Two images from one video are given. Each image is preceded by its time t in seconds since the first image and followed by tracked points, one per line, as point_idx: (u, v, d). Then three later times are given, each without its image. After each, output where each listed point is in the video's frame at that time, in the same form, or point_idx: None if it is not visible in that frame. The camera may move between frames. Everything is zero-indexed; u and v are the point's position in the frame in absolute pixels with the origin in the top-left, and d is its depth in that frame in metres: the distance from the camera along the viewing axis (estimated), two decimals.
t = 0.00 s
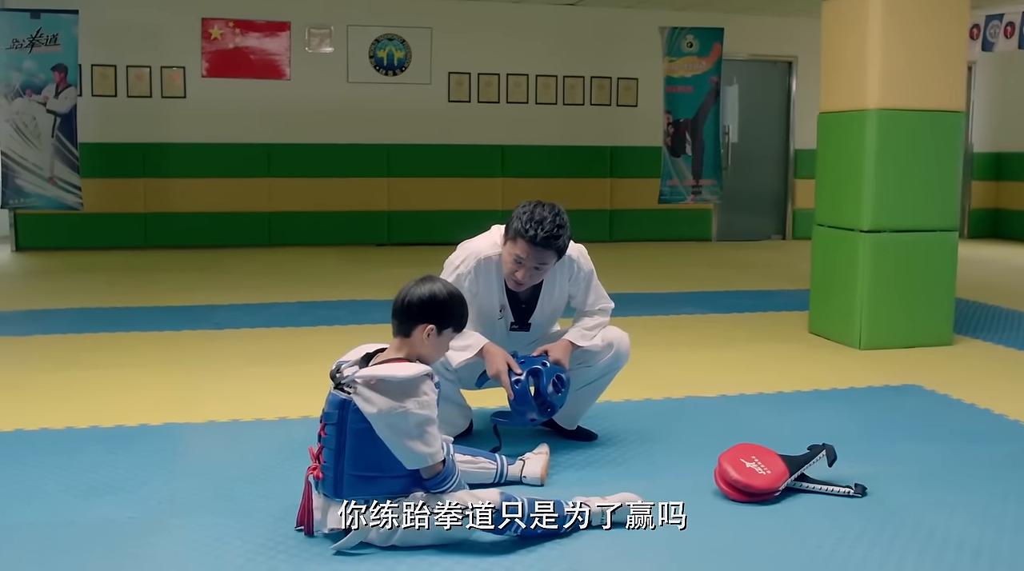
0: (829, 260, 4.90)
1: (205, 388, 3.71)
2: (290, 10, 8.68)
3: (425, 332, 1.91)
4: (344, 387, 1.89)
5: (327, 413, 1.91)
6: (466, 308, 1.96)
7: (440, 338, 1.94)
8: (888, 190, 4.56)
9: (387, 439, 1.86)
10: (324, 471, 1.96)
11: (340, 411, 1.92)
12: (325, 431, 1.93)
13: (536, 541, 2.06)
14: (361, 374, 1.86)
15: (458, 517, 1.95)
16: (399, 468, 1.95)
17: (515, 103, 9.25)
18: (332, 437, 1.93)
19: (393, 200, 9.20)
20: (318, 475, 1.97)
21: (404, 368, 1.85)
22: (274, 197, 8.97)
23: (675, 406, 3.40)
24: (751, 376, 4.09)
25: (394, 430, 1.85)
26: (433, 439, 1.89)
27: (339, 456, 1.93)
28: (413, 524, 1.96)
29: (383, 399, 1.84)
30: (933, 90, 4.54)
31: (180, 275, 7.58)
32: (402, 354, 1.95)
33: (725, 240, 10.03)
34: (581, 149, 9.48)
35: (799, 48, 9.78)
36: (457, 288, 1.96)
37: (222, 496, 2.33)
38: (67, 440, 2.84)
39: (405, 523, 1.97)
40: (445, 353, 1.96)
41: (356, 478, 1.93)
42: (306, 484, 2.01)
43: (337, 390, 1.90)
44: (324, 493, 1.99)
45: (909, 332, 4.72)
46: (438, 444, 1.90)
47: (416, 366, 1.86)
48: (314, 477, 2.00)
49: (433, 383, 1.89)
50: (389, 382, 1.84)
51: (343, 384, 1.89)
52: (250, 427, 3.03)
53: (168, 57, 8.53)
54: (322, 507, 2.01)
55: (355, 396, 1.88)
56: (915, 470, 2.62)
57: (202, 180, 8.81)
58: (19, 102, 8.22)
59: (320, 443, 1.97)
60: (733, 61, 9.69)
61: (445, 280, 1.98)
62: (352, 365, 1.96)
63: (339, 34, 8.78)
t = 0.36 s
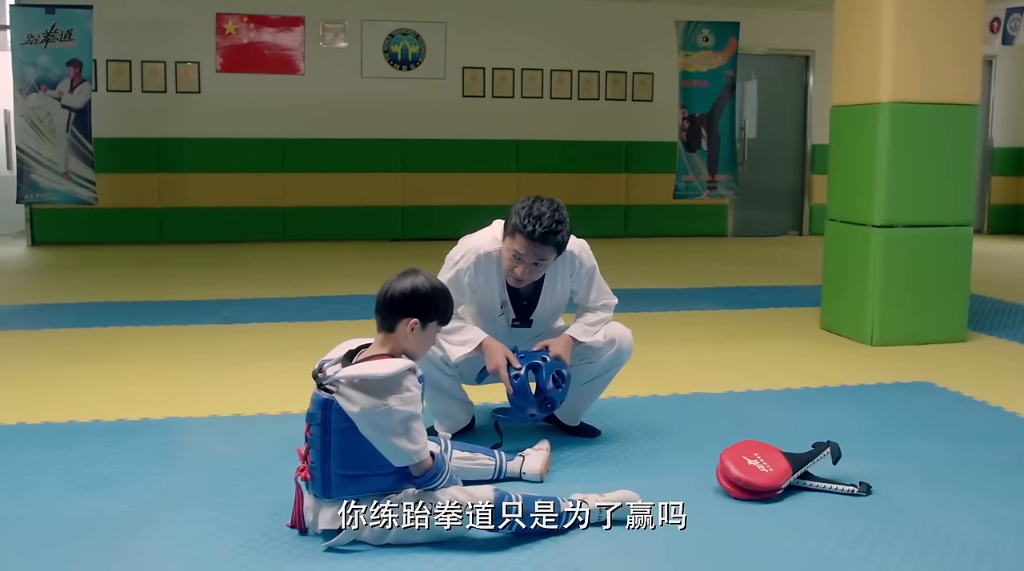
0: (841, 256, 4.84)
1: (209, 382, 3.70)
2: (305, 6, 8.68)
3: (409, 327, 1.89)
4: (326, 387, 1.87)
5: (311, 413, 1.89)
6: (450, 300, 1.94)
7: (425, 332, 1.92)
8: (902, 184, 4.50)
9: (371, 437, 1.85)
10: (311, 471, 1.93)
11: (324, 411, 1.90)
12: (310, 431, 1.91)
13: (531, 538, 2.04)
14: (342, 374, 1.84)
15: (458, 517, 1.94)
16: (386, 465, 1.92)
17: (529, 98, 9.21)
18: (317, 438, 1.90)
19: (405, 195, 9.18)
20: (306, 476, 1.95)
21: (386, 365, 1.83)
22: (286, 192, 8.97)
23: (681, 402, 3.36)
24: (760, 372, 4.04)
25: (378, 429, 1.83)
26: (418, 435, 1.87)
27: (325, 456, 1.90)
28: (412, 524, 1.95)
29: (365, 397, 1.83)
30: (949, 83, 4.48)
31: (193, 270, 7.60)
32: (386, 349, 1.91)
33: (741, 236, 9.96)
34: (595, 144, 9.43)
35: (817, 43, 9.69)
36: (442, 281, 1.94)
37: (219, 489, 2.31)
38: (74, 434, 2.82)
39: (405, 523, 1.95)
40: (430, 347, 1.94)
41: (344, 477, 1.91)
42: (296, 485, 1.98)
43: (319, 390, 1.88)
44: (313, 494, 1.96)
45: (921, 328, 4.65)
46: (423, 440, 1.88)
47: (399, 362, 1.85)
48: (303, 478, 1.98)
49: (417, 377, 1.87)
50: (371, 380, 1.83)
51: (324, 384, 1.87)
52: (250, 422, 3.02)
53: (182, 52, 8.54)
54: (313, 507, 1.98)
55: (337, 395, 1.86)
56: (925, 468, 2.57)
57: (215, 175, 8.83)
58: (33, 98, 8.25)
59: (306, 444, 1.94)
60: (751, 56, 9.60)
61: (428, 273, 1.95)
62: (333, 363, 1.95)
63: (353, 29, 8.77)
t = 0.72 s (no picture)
0: (853, 255, 4.79)
1: (215, 381, 3.69)
2: (319, 4, 8.68)
3: (397, 325, 1.92)
4: (315, 389, 1.89)
5: (301, 415, 1.90)
6: (439, 298, 1.96)
7: (414, 331, 1.94)
8: (916, 183, 4.44)
9: (361, 439, 1.86)
10: (303, 473, 1.92)
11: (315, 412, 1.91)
12: (302, 433, 1.91)
13: (527, 540, 2.01)
14: (330, 375, 1.86)
15: (458, 517, 1.93)
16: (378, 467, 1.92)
17: (543, 97, 9.18)
18: (308, 440, 1.91)
19: (417, 193, 9.17)
20: (298, 478, 1.94)
21: (374, 365, 1.85)
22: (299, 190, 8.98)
23: (687, 402, 3.33)
24: (770, 373, 4.00)
25: (368, 430, 1.85)
26: (409, 436, 1.89)
27: (316, 458, 1.90)
28: (413, 524, 1.94)
29: (353, 399, 1.85)
30: (964, 80, 4.41)
31: (205, 268, 7.62)
32: (376, 349, 1.94)
33: (756, 235, 9.89)
34: (609, 143, 9.39)
35: (834, 40, 9.60)
36: (432, 279, 1.96)
37: (217, 488, 2.30)
38: (82, 434, 2.81)
39: (405, 523, 1.95)
40: (420, 346, 1.96)
41: (336, 477, 1.90)
42: (289, 487, 1.98)
43: (309, 391, 1.90)
44: (306, 496, 1.95)
45: (934, 329, 4.60)
46: (414, 441, 1.90)
47: (387, 362, 1.87)
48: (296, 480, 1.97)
49: (405, 378, 1.89)
50: (358, 381, 1.85)
51: (314, 385, 1.88)
52: (252, 420, 3.01)
53: (196, 51, 8.56)
54: (306, 509, 1.97)
55: (326, 397, 1.88)
56: (934, 471, 2.53)
57: (229, 173, 8.84)
58: (49, 96, 8.29)
59: (298, 446, 1.94)
60: (768, 54, 9.53)
61: (417, 271, 1.97)
62: (325, 364, 1.98)
63: (367, 27, 8.77)
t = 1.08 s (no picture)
0: (866, 256, 4.74)
1: (222, 380, 3.70)
2: (334, 4, 8.69)
3: (395, 326, 1.91)
4: (312, 389, 1.88)
5: (298, 415, 1.89)
6: (437, 298, 1.95)
7: (413, 331, 1.94)
8: (931, 183, 4.39)
9: (357, 440, 1.86)
10: (300, 474, 1.91)
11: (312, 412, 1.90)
12: (299, 433, 1.91)
13: (524, 543, 2.00)
14: (327, 375, 1.85)
15: (458, 517, 1.92)
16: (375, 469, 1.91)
17: (559, 96, 9.16)
18: (305, 440, 1.90)
19: (431, 193, 9.17)
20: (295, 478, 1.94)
21: (371, 365, 1.84)
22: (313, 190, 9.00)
23: (694, 403, 3.30)
24: (780, 374, 3.97)
25: (364, 431, 1.84)
26: (406, 438, 1.87)
27: (313, 459, 1.89)
28: (412, 524, 1.93)
29: (350, 399, 1.84)
30: (979, 79, 4.36)
31: (219, 267, 7.64)
32: (373, 350, 1.94)
33: (773, 235, 9.82)
34: (624, 142, 9.36)
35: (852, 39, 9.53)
36: (429, 279, 1.96)
37: (217, 487, 2.30)
38: (90, 432, 2.82)
39: (403, 523, 1.93)
40: (418, 347, 1.96)
41: (332, 477, 1.88)
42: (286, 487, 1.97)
43: (306, 391, 1.89)
44: (303, 497, 1.94)
45: (947, 330, 4.54)
46: (411, 442, 1.88)
47: (384, 363, 1.85)
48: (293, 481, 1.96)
49: (403, 378, 1.88)
50: (356, 381, 1.84)
51: (311, 385, 1.88)
52: (257, 419, 3.00)
53: (213, 50, 8.60)
54: (304, 509, 1.96)
55: (323, 397, 1.87)
56: (944, 476, 2.50)
57: (245, 172, 8.86)
58: (65, 96, 8.36)
59: (296, 447, 1.94)
60: (787, 53, 9.47)
61: (415, 271, 1.97)
62: (323, 364, 1.96)
63: (382, 26, 8.78)
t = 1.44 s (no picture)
0: (882, 258, 4.69)
1: (232, 380, 3.71)
2: (352, 4, 8.72)
3: (395, 328, 1.91)
4: (312, 389, 1.88)
5: (298, 415, 1.89)
6: (437, 300, 1.95)
7: (413, 332, 1.93)
8: (947, 184, 4.34)
9: (356, 442, 1.85)
10: (299, 474, 1.91)
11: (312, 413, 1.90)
12: (299, 434, 1.91)
13: (525, 545, 1.98)
14: (327, 376, 1.85)
15: (444, 518, 1.89)
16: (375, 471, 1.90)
17: (576, 96, 9.14)
18: (305, 440, 1.90)
19: (448, 193, 9.17)
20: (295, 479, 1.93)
21: (371, 366, 1.83)
22: (329, 190, 9.02)
23: (704, 405, 3.27)
24: (794, 377, 3.93)
25: (363, 432, 1.84)
26: (406, 440, 1.86)
27: (311, 459, 1.89)
28: (403, 526, 1.91)
29: (349, 400, 1.84)
30: (997, 79, 4.30)
31: (236, 267, 7.68)
32: (374, 351, 1.94)
33: (791, 236, 9.75)
34: (642, 143, 9.32)
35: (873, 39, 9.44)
36: (429, 280, 1.95)
37: (220, 488, 2.30)
38: (101, 431, 2.83)
39: (397, 526, 1.92)
40: (419, 348, 1.95)
41: (331, 477, 1.87)
42: (286, 488, 1.97)
43: (307, 391, 1.89)
44: (302, 497, 1.94)
45: (963, 333, 4.49)
46: (411, 444, 1.87)
47: (384, 364, 1.85)
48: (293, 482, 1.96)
49: (402, 380, 1.87)
50: (355, 382, 1.83)
51: (311, 385, 1.88)
52: (264, 419, 3.01)
53: (231, 51, 8.64)
54: (303, 510, 1.96)
55: (322, 398, 1.87)
56: (957, 481, 2.46)
57: (262, 172, 8.89)
58: (84, 97, 8.41)
59: (295, 447, 1.94)
60: (807, 53, 9.40)
61: (415, 272, 1.96)
62: (324, 364, 1.96)
63: (400, 27, 8.79)
